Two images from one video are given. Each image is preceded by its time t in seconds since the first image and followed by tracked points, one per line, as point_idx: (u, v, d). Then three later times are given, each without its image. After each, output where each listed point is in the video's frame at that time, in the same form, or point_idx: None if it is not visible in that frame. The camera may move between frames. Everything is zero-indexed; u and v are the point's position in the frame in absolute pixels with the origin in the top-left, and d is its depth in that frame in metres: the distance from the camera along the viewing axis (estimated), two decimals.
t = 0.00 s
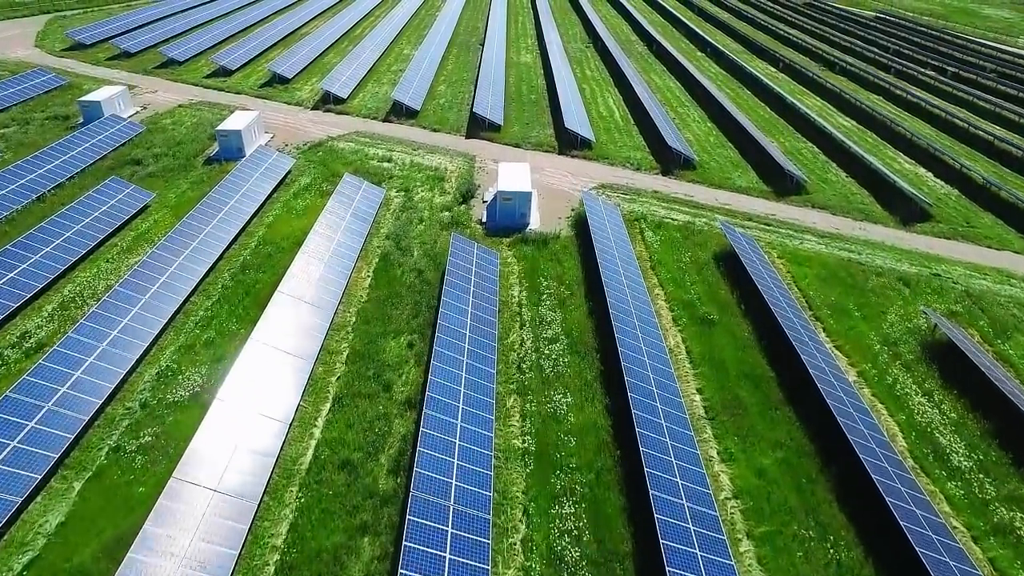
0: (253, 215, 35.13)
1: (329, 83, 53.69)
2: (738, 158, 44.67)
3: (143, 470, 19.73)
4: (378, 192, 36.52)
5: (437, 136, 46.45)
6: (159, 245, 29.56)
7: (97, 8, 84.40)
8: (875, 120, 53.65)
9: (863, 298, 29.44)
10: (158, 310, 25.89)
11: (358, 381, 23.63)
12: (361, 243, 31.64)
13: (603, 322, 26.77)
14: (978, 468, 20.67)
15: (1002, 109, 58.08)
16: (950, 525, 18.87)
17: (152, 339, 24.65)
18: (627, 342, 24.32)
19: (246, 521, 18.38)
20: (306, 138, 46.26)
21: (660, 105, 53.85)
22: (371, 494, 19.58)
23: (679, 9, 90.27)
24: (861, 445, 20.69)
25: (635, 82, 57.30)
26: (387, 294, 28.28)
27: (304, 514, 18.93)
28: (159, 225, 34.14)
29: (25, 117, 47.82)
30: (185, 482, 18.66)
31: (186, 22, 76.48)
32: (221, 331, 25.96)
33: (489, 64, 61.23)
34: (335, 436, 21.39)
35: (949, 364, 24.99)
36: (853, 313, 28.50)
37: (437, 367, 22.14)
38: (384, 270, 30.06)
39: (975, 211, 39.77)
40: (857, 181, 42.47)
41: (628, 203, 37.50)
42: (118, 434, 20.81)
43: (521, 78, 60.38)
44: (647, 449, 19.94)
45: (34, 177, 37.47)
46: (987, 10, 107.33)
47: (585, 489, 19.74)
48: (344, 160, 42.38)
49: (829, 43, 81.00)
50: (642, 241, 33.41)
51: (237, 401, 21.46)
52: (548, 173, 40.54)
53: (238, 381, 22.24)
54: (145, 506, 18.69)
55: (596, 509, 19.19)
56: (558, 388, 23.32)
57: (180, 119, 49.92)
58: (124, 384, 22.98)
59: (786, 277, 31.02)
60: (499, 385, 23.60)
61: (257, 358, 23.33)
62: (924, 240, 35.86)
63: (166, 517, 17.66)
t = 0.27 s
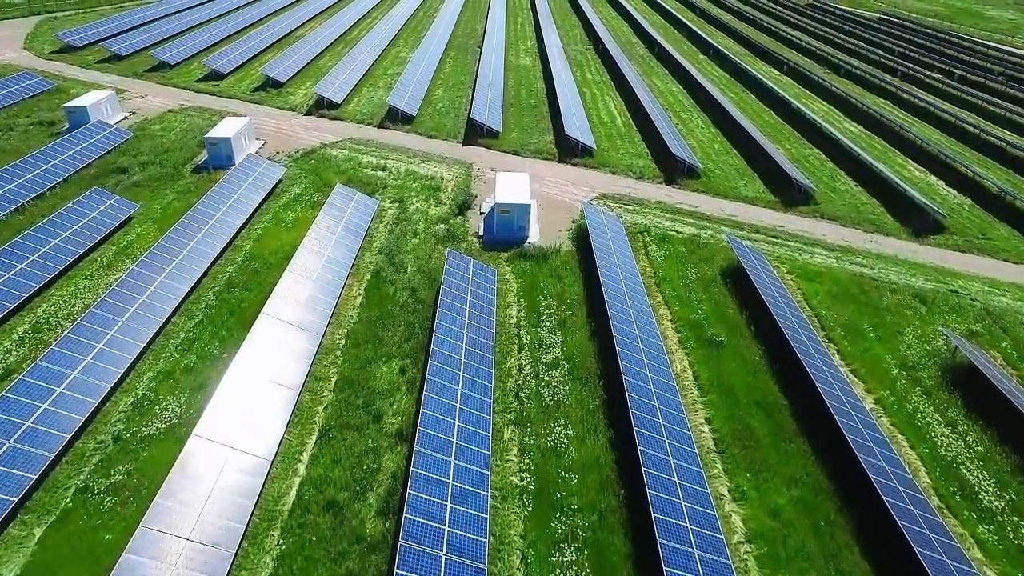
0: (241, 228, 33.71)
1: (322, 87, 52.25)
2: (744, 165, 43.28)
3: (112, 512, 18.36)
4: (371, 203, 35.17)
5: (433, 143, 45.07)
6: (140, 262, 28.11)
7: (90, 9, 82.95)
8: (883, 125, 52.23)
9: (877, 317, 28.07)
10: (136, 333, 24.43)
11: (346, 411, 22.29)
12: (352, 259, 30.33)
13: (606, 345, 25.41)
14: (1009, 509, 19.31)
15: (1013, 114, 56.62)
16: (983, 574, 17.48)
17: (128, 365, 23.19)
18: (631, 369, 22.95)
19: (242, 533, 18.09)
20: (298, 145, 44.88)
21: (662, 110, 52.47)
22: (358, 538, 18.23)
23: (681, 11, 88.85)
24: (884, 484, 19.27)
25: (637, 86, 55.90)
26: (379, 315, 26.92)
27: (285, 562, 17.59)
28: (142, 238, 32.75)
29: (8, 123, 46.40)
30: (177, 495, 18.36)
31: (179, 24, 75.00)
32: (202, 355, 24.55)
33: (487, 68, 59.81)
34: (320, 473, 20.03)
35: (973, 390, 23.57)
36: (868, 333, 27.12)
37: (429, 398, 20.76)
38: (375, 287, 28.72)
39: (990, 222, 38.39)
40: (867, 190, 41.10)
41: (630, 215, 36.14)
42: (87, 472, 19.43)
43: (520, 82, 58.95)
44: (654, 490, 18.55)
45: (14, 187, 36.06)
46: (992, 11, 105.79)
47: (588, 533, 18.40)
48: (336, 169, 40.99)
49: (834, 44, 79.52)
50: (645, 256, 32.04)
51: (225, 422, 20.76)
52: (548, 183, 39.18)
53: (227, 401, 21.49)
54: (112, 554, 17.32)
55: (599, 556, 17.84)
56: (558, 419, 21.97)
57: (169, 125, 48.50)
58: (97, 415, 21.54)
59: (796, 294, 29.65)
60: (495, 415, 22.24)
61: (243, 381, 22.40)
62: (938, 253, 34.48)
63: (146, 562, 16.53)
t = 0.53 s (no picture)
0: (228, 241, 32.32)
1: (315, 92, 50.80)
2: (749, 173, 41.90)
3: (74, 564, 16.96)
4: (362, 216, 33.85)
5: (429, 150, 43.68)
6: (118, 280, 26.59)
7: (80, 10, 81.38)
8: (891, 131, 50.86)
9: (893, 337, 26.70)
10: (110, 359, 22.90)
11: (332, 445, 20.94)
12: (342, 276, 29.02)
13: (608, 371, 24.04)
14: None
15: None
16: None
17: (101, 394, 21.68)
18: (635, 399, 21.54)
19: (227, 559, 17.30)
20: (289, 152, 43.48)
21: (664, 115, 51.08)
22: None
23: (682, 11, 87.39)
24: (910, 530, 17.79)
25: (638, 90, 54.47)
26: (369, 337, 25.55)
27: None
28: (123, 253, 31.33)
29: None
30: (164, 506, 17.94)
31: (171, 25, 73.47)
32: (180, 382, 23.10)
33: (485, 71, 58.40)
34: (303, 515, 18.67)
35: (999, 421, 22.16)
36: (885, 355, 25.75)
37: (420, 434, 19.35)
38: (366, 307, 27.36)
39: (1005, 233, 37.03)
40: (877, 200, 39.75)
41: (633, 226, 34.76)
42: (50, 516, 18.02)
43: (519, 86, 57.56)
44: (661, 539, 17.11)
45: None
46: (996, 12, 104.39)
47: None
48: (328, 177, 39.61)
49: (837, 46, 78.09)
50: (649, 271, 30.66)
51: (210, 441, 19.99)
52: (547, 192, 37.80)
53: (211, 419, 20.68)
54: None
55: None
56: (559, 455, 20.60)
57: (157, 131, 47.06)
58: (64, 451, 20.05)
59: (808, 313, 28.27)
60: (491, 449, 20.87)
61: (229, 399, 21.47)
62: (954, 267, 33.12)
63: None
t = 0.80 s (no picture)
0: (214, 255, 31.12)
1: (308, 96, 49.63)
2: (754, 181, 40.74)
3: None
4: (354, 227, 32.75)
5: (424, 157, 42.52)
6: (96, 297, 25.33)
7: (72, 11, 80.15)
8: (897, 136, 49.70)
9: (907, 356, 25.53)
10: (85, 383, 21.62)
11: (318, 478, 19.79)
12: (332, 291, 27.95)
13: (609, 395, 22.90)
14: None
15: None
16: None
17: (73, 423, 20.41)
18: (638, 428, 20.33)
19: None
20: (280, 159, 42.31)
21: (666, 119, 49.94)
22: None
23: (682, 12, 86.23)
24: None
25: (639, 94, 53.31)
26: (359, 359, 24.43)
27: None
28: (105, 267, 30.14)
29: None
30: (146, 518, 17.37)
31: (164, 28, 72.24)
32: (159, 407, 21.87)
33: (482, 74, 57.22)
34: (285, 556, 17.54)
35: None
36: (899, 376, 24.54)
37: (409, 468, 18.19)
38: (356, 326, 26.23)
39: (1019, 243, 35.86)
40: (885, 209, 38.61)
41: (634, 238, 33.62)
42: (10, 561, 16.86)
43: (517, 89, 56.38)
44: None
45: None
46: (1000, 13, 103.13)
47: None
48: (320, 186, 38.45)
49: (841, 48, 76.88)
50: (651, 286, 29.52)
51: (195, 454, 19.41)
52: (546, 202, 36.66)
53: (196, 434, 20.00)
54: None
55: None
56: (558, 489, 19.47)
57: (146, 136, 45.88)
58: (29, 486, 18.82)
59: (817, 331, 27.12)
60: (486, 482, 19.74)
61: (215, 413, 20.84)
62: (968, 281, 31.93)
63: None
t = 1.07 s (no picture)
0: (197, 271, 29.73)
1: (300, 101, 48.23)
2: (759, 190, 39.42)
3: None
4: (344, 243, 31.46)
5: (418, 166, 41.19)
6: (68, 320, 23.86)
7: (62, 11, 78.68)
8: (905, 143, 48.35)
9: (924, 381, 24.19)
10: (50, 418, 20.18)
11: (298, 522, 18.48)
12: (319, 312, 26.78)
13: (610, 428, 21.60)
14: None
15: None
16: None
17: (36, 463, 18.97)
18: (640, 467, 18.99)
19: None
20: (269, 168, 40.98)
21: (667, 125, 48.59)
22: None
23: (683, 13, 84.81)
24: None
25: (640, 98, 51.94)
26: (346, 388, 23.13)
27: None
28: (82, 285, 28.77)
29: None
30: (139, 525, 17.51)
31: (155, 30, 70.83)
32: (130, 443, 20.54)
33: (479, 78, 55.85)
34: None
35: None
36: (917, 404, 23.19)
37: (394, 515, 16.88)
38: (344, 351, 24.94)
39: None
40: (895, 220, 37.27)
41: (636, 252, 32.29)
42: None
43: (515, 93, 55.01)
44: None
45: None
46: (1004, 13, 101.66)
47: None
48: (310, 197, 37.14)
49: (844, 49, 75.44)
50: (654, 305, 28.21)
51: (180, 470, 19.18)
52: (544, 214, 35.34)
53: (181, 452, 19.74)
54: None
55: None
56: (555, 534, 18.16)
57: (132, 143, 44.50)
58: None
59: (828, 354, 25.81)
60: (478, 526, 18.42)
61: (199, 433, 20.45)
62: (984, 297, 30.60)
63: None
